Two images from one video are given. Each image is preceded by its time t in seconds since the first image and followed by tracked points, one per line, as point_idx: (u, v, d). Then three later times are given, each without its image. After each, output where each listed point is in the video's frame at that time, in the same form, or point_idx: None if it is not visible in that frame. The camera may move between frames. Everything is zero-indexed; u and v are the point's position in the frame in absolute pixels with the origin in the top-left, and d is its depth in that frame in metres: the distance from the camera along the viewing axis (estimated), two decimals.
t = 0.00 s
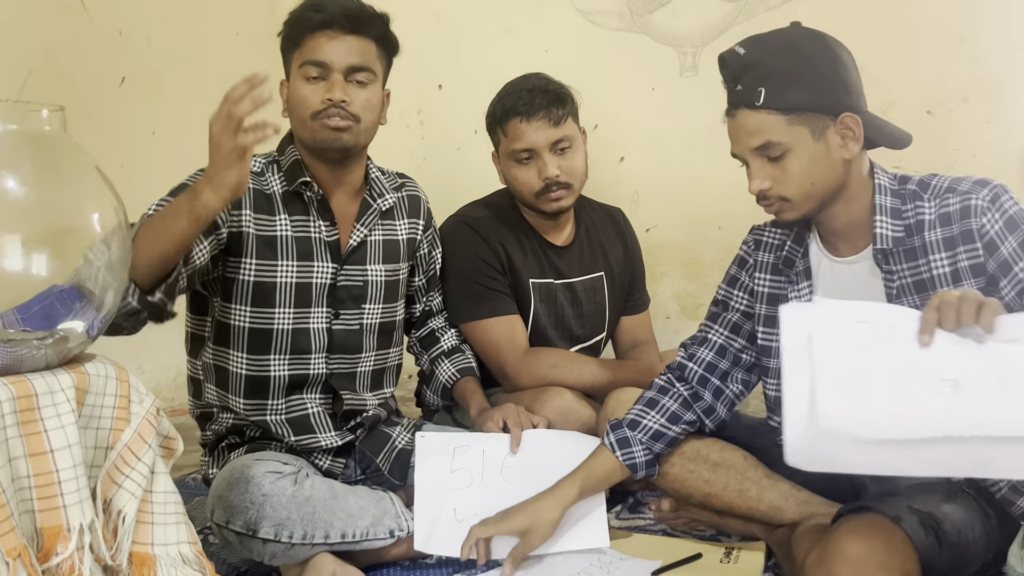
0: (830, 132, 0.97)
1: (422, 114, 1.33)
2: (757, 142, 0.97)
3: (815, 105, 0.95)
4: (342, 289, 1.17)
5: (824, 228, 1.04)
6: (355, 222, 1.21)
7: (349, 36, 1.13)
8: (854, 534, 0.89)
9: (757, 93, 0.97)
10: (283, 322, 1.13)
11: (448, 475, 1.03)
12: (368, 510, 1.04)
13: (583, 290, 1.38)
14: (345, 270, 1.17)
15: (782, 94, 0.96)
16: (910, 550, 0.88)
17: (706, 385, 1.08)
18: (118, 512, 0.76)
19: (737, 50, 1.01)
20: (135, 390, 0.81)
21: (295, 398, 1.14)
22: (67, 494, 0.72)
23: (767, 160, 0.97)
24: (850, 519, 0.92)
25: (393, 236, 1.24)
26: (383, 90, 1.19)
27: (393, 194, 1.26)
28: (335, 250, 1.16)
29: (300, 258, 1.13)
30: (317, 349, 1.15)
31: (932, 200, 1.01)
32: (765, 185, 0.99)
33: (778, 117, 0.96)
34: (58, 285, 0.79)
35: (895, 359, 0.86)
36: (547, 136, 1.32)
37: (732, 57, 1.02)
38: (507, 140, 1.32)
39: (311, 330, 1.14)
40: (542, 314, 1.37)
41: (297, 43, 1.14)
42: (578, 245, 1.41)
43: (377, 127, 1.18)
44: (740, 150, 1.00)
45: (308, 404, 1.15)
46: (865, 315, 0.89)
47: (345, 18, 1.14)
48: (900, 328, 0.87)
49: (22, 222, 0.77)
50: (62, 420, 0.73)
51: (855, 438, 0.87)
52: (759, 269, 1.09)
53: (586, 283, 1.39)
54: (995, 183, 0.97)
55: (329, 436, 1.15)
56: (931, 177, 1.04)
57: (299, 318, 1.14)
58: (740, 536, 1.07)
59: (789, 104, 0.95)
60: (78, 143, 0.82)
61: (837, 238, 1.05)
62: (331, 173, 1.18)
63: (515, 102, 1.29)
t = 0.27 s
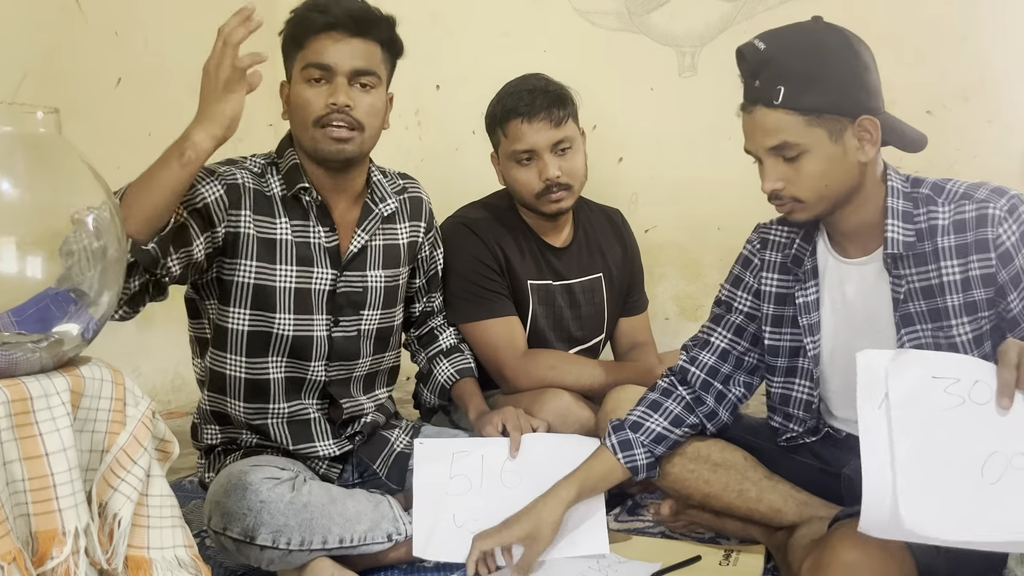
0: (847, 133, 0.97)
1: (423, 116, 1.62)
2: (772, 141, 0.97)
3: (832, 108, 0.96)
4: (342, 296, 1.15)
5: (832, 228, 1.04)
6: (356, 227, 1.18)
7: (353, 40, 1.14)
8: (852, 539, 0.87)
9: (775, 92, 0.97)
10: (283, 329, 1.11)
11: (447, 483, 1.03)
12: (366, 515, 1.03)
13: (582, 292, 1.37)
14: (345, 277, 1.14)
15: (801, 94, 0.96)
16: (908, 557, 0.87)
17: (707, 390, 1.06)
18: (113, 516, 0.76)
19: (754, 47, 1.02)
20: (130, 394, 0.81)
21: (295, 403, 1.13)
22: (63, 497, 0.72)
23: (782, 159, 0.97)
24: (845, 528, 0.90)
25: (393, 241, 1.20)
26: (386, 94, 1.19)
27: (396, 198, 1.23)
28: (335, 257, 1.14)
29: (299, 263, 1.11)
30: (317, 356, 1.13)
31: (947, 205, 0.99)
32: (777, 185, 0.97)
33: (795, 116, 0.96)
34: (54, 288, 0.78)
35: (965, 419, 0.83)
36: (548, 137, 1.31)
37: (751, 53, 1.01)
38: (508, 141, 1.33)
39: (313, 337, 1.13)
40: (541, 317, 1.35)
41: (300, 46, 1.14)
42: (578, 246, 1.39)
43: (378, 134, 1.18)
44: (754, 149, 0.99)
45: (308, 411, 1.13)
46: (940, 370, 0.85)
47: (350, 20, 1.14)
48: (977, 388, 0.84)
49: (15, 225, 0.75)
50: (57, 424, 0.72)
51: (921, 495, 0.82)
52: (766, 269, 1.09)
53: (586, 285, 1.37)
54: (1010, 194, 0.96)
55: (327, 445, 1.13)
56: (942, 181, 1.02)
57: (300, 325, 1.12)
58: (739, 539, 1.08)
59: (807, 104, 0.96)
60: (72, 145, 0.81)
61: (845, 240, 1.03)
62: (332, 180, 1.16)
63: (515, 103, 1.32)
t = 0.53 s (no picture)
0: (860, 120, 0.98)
1: (418, 115, 1.64)
2: (786, 123, 0.98)
3: (848, 92, 0.97)
4: (352, 295, 1.15)
5: (832, 218, 1.05)
6: (364, 226, 1.19)
7: (349, 46, 1.13)
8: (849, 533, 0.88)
9: (794, 74, 0.98)
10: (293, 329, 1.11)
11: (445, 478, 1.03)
12: (364, 512, 1.04)
13: (578, 290, 1.38)
14: (355, 276, 1.15)
15: (819, 77, 0.97)
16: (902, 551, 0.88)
17: (707, 389, 1.07)
18: (112, 511, 0.77)
19: (775, 28, 1.02)
20: (129, 390, 0.81)
21: (303, 403, 1.13)
22: (62, 493, 0.73)
23: (794, 141, 0.98)
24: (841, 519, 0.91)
25: (399, 239, 1.21)
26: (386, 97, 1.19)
27: (400, 194, 1.24)
28: (345, 257, 1.15)
29: (311, 263, 1.11)
30: (328, 356, 1.14)
31: (946, 197, 1.00)
32: (788, 166, 0.99)
33: (813, 99, 0.97)
34: (53, 286, 0.80)
35: (963, 406, 0.85)
36: (539, 140, 1.32)
37: (771, 35, 1.02)
38: (502, 142, 1.34)
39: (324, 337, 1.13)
40: (537, 315, 1.36)
41: (296, 50, 1.14)
42: (575, 244, 1.40)
43: (379, 137, 1.17)
44: (767, 132, 1.00)
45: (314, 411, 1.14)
46: (942, 356, 0.87)
47: (344, 27, 1.13)
48: (975, 377, 0.85)
49: (15, 225, 0.77)
50: (56, 420, 0.73)
51: (919, 473, 0.84)
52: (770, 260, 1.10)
53: (582, 284, 1.38)
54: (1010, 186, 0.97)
55: (327, 447, 1.15)
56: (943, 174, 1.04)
57: (311, 325, 1.12)
58: (734, 535, 1.09)
59: (826, 87, 0.97)
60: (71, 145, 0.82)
61: (843, 230, 1.06)
62: (337, 184, 1.16)
63: (509, 106, 1.32)
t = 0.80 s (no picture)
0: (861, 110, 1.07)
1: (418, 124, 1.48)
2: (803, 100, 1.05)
3: (856, 81, 1.06)
4: (361, 304, 1.22)
5: (807, 210, 1.15)
6: (369, 236, 1.25)
7: (352, 65, 1.12)
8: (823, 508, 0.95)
9: (815, 56, 1.05)
10: (305, 344, 1.17)
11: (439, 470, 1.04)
12: (368, 497, 1.08)
13: (568, 287, 1.46)
14: (363, 286, 1.21)
15: (836, 64, 1.06)
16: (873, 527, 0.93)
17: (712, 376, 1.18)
18: (126, 495, 0.81)
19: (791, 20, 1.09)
20: (142, 381, 0.86)
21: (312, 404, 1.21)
22: (78, 479, 0.77)
23: (806, 118, 1.05)
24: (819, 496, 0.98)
25: (401, 243, 1.28)
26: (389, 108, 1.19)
27: (401, 203, 1.30)
28: (353, 269, 1.21)
29: (321, 283, 1.16)
30: (338, 364, 1.20)
31: (910, 193, 1.10)
32: (798, 141, 1.06)
33: (832, 81, 1.05)
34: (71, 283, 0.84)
35: (948, 370, 0.92)
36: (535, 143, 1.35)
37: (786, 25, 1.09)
38: (497, 147, 1.35)
39: (333, 347, 1.19)
40: (530, 311, 1.44)
41: (297, 71, 1.13)
42: (566, 244, 1.46)
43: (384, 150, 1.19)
44: (779, 107, 1.07)
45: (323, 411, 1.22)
46: (927, 325, 0.94)
47: (347, 46, 1.12)
48: (958, 343, 0.93)
49: (34, 225, 0.81)
50: (73, 410, 0.77)
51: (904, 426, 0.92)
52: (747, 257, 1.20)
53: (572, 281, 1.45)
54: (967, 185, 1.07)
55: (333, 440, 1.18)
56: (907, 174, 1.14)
57: (322, 340, 1.18)
58: (714, 518, 1.14)
59: (841, 73, 1.05)
60: (87, 151, 0.87)
61: (818, 221, 1.15)
62: (345, 198, 1.20)
63: (504, 112, 1.31)
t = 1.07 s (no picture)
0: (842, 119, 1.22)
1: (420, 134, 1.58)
2: (801, 105, 1.19)
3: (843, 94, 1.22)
4: (370, 307, 1.30)
5: (781, 208, 1.25)
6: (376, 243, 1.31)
7: (343, 82, 1.23)
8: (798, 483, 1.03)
9: (810, 66, 1.20)
10: (318, 347, 1.25)
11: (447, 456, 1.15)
12: (376, 478, 1.15)
13: (561, 284, 1.51)
14: (371, 290, 1.29)
15: (828, 74, 1.21)
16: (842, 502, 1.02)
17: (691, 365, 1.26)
18: (150, 475, 0.87)
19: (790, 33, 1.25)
20: (164, 369, 0.93)
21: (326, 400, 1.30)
22: (106, 459, 0.83)
23: (799, 121, 1.19)
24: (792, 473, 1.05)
25: (407, 248, 1.35)
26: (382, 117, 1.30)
27: (405, 211, 1.36)
28: (362, 275, 1.28)
29: (332, 289, 1.24)
30: (349, 363, 1.30)
31: (875, 194, 1.20)
32: (794, 140, 1.19)
33: (821, 89, 1.19)
34: (99, 278, 0.90)
35: (916, 325, 1.01)
36: (533, 144, 1.42)
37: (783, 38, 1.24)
38: (498, 148, 1.44)
39: (345, 348, 1.28)
40: (526, 306, 1.50)
41: (295, 96, 1.24)
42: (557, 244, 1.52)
43: (383, 156, 1.29)
44: (778, 109, 1.20)
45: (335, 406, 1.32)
46: (895, 284, 1.03)
47: (336, 66, 1.22)
48: (925, 298, 1.02)
49: (63, 224, 0.87)
50: (101, 396, 0.84)
51: (876, 378, 1.02)
52: (722, 253, 1.30)
53: (564, 278, 1.51)
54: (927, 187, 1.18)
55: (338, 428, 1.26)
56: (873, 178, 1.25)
57: (334, 342, 1.27)
58: (694, 495, 1.22)
59: (828, 83, 1.20)
60: (112, 157, 0.94)
61: (790, 219, 1.26)
62: (354, 210, 1.29)
63: (503, 116, 1.41)
